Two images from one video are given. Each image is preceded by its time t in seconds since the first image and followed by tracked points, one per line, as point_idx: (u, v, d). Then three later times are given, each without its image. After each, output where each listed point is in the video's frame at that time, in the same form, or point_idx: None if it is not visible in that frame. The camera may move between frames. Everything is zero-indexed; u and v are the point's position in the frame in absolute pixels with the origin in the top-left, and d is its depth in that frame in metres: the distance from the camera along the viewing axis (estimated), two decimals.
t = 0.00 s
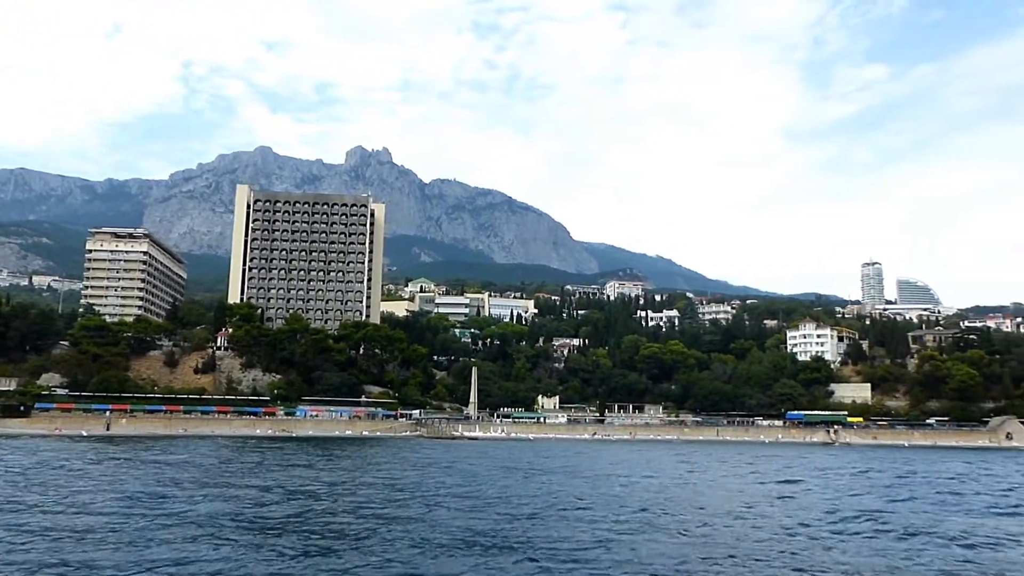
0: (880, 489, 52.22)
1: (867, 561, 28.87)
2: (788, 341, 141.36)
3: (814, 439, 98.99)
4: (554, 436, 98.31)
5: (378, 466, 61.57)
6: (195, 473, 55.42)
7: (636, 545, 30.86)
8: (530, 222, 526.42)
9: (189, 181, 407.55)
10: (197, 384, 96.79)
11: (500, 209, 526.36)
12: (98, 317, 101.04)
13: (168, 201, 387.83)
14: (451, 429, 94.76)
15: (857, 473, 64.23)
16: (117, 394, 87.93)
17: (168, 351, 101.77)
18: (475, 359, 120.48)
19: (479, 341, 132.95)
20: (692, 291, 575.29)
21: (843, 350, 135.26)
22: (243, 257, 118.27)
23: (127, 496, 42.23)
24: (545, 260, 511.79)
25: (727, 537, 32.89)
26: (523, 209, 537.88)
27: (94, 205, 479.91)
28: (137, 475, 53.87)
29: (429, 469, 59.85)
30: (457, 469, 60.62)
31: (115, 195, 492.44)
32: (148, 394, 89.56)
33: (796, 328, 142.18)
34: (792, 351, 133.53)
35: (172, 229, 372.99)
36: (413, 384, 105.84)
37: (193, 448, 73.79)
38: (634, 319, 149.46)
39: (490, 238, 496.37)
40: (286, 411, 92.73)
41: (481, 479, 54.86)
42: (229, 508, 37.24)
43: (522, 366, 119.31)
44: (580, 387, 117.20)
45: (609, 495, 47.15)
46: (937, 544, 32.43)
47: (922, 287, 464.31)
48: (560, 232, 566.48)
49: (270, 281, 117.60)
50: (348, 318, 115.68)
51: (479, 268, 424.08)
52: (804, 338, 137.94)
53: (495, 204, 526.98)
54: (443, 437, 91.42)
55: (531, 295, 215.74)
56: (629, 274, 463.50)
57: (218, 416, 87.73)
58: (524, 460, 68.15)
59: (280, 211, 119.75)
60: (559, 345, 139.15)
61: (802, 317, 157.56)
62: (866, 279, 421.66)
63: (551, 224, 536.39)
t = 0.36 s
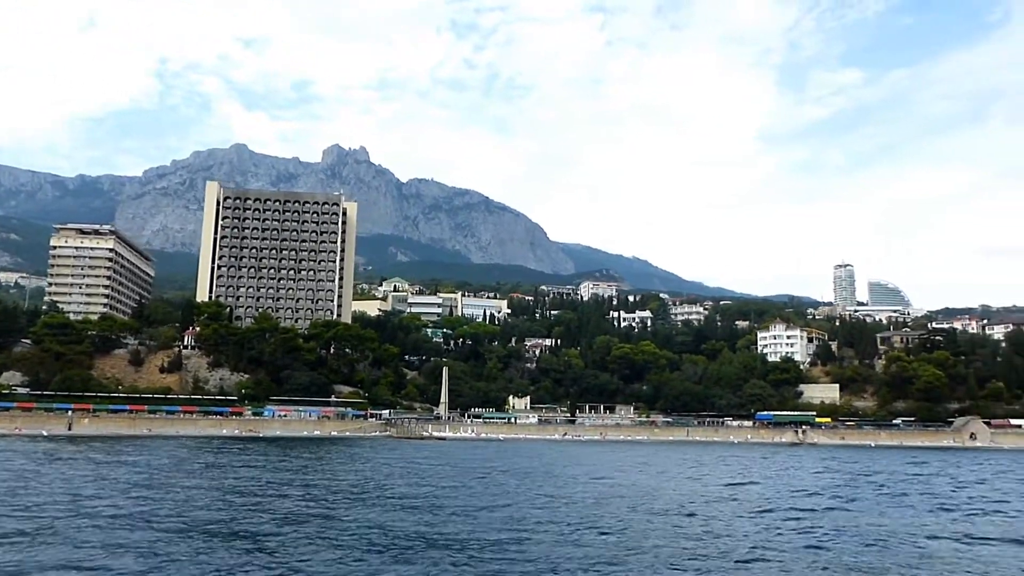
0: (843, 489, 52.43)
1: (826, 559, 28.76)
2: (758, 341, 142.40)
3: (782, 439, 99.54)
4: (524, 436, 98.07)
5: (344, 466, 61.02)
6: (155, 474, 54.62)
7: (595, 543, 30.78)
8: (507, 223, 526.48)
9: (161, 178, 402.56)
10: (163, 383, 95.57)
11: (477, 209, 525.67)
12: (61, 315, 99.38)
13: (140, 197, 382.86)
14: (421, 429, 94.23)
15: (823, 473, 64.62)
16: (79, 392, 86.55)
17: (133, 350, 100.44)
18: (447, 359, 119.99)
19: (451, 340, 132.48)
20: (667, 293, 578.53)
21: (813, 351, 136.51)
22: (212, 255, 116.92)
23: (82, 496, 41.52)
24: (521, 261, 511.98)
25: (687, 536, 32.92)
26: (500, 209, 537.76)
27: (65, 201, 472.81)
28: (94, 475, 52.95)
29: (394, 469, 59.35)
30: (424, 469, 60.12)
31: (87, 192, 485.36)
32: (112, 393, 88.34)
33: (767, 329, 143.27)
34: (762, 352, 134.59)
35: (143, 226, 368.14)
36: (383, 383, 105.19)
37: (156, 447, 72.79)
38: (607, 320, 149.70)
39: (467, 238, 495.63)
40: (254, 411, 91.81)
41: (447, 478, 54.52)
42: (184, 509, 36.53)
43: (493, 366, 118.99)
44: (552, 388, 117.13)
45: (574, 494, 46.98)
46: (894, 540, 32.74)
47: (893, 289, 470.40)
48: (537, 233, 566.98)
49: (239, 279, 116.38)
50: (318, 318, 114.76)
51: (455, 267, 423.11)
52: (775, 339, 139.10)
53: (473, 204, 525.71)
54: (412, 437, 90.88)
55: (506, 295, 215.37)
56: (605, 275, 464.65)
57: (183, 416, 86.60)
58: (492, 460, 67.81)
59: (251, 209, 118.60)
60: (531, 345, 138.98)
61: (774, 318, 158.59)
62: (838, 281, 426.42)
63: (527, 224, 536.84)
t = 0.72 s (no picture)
0: (811, 488, 52.52)
1: (789, 555, 28.56)
2: (732, 341, 143.13)
3: (755, 438, 99.77)
4: (498, 436, 97.68)
5: (313, 466, 60.31)
6: (118, 474, 53.68)
7: (557, 540, 30.55)
8: (485, 222, 526.13)
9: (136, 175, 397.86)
10: (131, 383, 94.21)
11: (456, 208, 524.86)
12: (27, 313, 97.64)
13: (115, 195, 378.11)
14: (393, 429, 93.57)
15: (792, 472, 64.87)
16: (44, 392, 85.08)
17: (101, 349, 98.94)
18: (421, 358, 119.35)
19: (426, 340, 131.82)
20: (645, 293, 581.10)
21: (786, 351, 137.46)
22: (183, 253, 115.53)
23: (37, 496, 40.59)
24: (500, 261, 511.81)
25: (650, 533, 32.76)
26: (478, 209, 537.31)
27: (38, 198, 465.99)
28: (55, 476, 51.93)
29: (363, 469, 58.81)
30: (394, 469, 59.56)
31: (60, 188, 478.70)
32: (78, 393, 86.93)
33: (741, 329, 144.14)
34: (736, 352, 135.29)
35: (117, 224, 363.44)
36: (355, 383, 104.40)
37: (122, 448, 71.65)
38: (583, 320, 149.77)
39: (445, 238, 494.54)
40: (223, 411, 90.74)
41: (415, 478, 54.03)
42: (142, 509, 35.84)
43: (468, 366, 118.47)
44: (526, 388, 116.89)
45: (541, 494, 46.70)
46: (856, 537, 32.81)
47: (868, 289, 475.29)
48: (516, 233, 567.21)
49: (211, 278, 115.07)
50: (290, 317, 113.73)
51: (434, 267, 421.91)
52: (748, 338, 139.88)
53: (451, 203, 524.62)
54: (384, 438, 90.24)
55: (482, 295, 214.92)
56: (583, 275, 465.80)
57: (151, 415, 85.37)
58: (463, 460, 67.40)
59: (223, 206, 117.32)
60: (506, 345, 138.64)
61: (748, 318, 159.49)
62: (814, 282, 430.46)
63: (506, 224, 536.86)
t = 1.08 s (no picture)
0: (775, 490, 52.79)
1: (745, 558, 28.44)
2: (703, 344, 143.83)
3: (725, 441, 100.07)
4: (469, 439, 97.20)
5: (278, 470, 59.54)
6: (76, 479, 52.66)
7: (515, 543, 30.33)
8: (461, 225, 525.40)
9: (107, 175, 392.57)
10: (95, 386, 92.66)
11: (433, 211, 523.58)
12: None
13: (85, 195, 372.71)
14: (363, 432, 92.82)
15: (759, 474, 65.14)
16: (5, 396, 83.42)
17: (65, 351, 97.29)
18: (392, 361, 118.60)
19: (398, 343, 131.04)
20: (621, 296, 583.23)
21: (756, 354, 138.43)
22: (150, 254, 113.92)
23: None
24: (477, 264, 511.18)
25: (609, 536, 32.62)
26: (455, 212, 536.45)
27: (7, 198, 458.18)
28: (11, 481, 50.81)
29: (329, 473, 58.18)
30: (359, 472, 58.97)
31: (30, 188, 471.17)
32: (40, 396, 85.34)
33: (712, 332, 144.98)
34: (707, 355, 135.91)
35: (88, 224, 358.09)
36: (325, 386, 103.52)
37: (83, 452, 70.41)
38: (556, 323, 149.75)
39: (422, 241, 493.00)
40: (190, 414, 89.52)
41: (380, 482, 53.52)
42: (95, 514, 35.14)
43: (440, 368, 117.77)
44: (498, 390, 116.55)
45: (506, 497, 46.41)
46: (814, 538, 32.91)
47: (840, 293, 480.96)
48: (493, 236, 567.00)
49: (179, 279, 113.58)
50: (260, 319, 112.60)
51: (410, 270, 420.27)
52: (720, 341, 140.65)
53: (428, 206, 523.32)
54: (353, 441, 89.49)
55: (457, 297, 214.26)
56: (560, 278, 466.58)
57: (115, 419, 83.99)
58: (430, 463, 66.93)
59: (191, 207, 115.92)
60: (478, 348, 138.19)
61: (720, 321, 160.34)
62: (787, 286, 434.38)
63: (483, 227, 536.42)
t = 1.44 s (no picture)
0: (747, 490, 52.80)
1: (707, 558, 28.22)
2: (682, 345, 144.12)
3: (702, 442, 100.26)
4: (446, 439, 96.74)
5: (249, 470, 58.86)
6: (41, 480, 51.77)
7: (478, 544, 30.00)
8: (444, 226, 524.30)
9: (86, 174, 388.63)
10: (66, 387, 91.40)
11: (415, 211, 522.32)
12: None
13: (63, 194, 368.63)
14: (339, 433, 92.12)
15: (733, 474, 65.18)
16: None
17: (36, 351, 95.93)
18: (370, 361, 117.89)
19: (376, 343, 130.28)
20: (603, 297, 584.12)
21: (735, 355, 138.86)
22: (125, 253, 112.68)
23: None
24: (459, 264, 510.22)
25: (576, 536, 32.39)
26: (438, 212, 535.37)
27: None
28: None
29: (300, 473, 57.58)
30: (331, 472, 58.40)
31: (8, 186, 465.55)
32: (9, 397, 84.09)
33: (691, 333, 145.23)
34: (686, 356, 136.20)
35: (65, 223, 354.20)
36: (302, 386, 102.72)
37: (52, 453, 69.34)
38: (536, 324, 149.58)
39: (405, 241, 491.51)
40: (163, 415, 88.50)
41: (350, 483, 52.99)
42: (55, 514, 34.51)
43: (417, 369, 117.29)
44: (476, 391, 116.12)
45: (475, 497, 46.06)
46: (780, 538, 32.80)
47: (820, 295, 484.47)
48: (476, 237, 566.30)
49: (154, 278, 112.42)
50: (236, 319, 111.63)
51: (393, 270, 418.74)
52: (699, 342, 140.97)
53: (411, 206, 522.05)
54: (329, 441, 88.77)
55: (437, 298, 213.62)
56: (543, 279, 466.74)
57: (86, 420, 82.88)
58: (404, 463, 66.44)
59: (167, 205, 114.81)
60: (457, 348, 137.70)
61: (700, 323, 160.60)
62: (768, 287, 436.73)
63: (466, 228, 535.55)
